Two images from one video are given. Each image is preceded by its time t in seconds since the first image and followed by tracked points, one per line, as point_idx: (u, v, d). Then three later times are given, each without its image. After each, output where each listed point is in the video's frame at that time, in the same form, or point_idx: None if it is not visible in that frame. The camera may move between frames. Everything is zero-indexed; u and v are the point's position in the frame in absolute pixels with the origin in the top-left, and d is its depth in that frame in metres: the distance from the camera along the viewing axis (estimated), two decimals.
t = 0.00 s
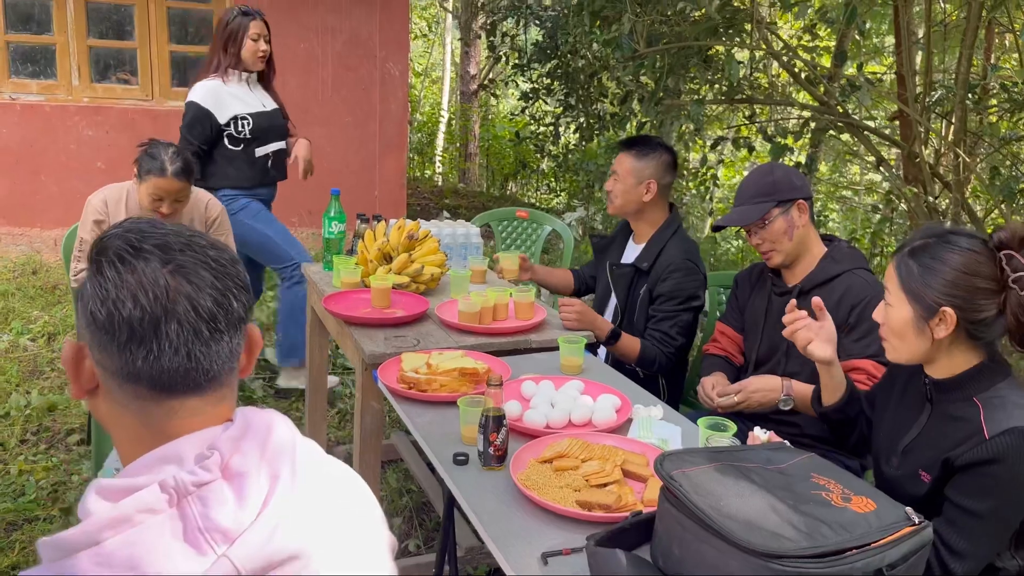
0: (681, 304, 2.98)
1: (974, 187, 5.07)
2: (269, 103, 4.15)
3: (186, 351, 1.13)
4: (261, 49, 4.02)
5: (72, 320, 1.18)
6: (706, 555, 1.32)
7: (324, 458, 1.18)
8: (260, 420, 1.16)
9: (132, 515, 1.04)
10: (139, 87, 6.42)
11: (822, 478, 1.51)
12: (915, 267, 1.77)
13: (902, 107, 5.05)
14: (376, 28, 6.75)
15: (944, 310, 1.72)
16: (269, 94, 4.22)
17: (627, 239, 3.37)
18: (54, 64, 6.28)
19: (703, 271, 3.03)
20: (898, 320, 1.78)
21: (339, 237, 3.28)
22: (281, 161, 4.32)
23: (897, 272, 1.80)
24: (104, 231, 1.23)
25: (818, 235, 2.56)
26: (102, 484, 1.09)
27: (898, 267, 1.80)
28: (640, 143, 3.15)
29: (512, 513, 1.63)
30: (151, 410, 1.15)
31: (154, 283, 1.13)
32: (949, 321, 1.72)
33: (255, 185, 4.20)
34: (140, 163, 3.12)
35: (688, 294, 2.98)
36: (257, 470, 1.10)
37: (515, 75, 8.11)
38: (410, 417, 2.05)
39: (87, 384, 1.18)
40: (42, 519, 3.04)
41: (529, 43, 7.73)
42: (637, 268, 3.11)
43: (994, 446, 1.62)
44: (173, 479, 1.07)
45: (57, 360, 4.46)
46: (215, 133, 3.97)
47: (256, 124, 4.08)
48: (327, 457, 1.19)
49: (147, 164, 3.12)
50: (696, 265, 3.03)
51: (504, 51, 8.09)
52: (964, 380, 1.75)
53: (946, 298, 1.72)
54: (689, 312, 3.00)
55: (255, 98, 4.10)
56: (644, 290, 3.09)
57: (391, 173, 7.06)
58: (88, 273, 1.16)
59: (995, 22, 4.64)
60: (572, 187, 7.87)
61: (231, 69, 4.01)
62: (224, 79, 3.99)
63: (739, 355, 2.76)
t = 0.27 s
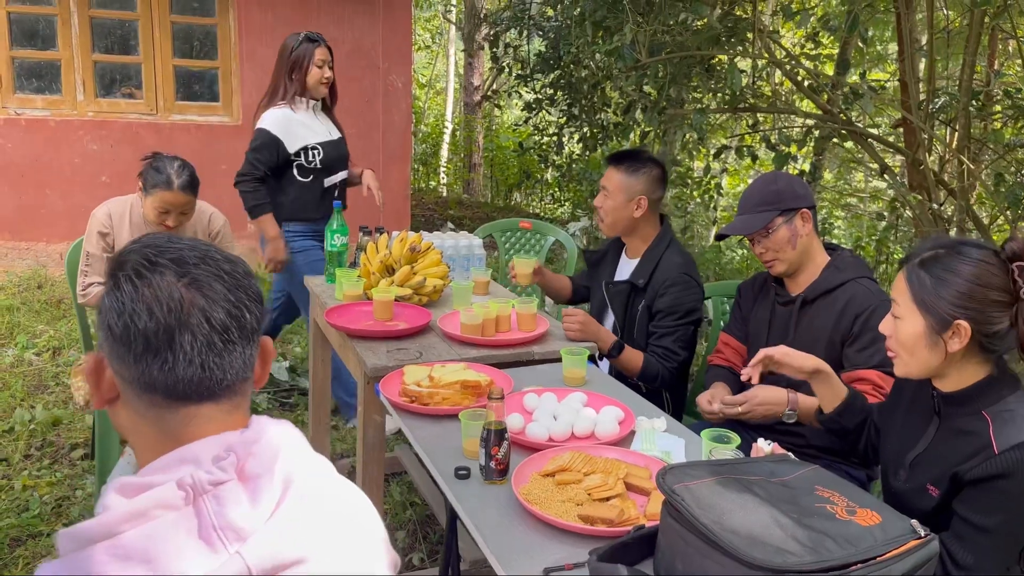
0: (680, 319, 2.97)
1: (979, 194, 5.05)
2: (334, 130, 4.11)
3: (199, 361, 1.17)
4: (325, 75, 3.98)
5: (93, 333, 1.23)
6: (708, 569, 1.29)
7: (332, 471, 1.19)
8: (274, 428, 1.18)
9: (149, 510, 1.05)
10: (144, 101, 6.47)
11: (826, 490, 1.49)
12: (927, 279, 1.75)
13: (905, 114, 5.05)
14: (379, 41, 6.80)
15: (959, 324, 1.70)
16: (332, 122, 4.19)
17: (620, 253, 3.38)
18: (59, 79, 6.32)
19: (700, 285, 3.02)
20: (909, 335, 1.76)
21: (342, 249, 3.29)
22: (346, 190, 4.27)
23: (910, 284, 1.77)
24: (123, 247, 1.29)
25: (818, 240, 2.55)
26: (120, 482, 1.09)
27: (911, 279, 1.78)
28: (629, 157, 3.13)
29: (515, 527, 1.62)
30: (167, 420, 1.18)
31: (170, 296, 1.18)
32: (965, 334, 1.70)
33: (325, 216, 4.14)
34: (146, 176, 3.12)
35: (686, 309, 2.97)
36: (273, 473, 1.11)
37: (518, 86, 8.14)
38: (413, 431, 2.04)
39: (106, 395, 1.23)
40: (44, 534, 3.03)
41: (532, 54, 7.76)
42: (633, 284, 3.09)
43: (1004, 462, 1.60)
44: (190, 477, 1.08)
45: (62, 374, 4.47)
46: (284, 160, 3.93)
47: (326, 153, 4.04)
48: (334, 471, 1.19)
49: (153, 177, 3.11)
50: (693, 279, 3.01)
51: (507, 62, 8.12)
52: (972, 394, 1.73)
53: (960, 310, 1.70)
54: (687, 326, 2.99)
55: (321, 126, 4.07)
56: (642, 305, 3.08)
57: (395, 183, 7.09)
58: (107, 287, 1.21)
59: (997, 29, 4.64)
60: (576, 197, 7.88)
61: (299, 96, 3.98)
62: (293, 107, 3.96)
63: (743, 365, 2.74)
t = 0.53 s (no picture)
0: (676, 338, 2.99)
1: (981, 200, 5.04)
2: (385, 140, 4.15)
3: (223, 369, 1.27)
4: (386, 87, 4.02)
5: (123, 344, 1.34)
6: None
7: (340, 480, 1.27)
8: (291, 436, 1.27)
9: (172, 501, 1.14)
10: (145, 114, 6.51)
11: (824, 501, 1.49)
12: (924, 287, 1.75)
13: (904, 122, 5.06)
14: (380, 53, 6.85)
15: (953, 332, 1.70)
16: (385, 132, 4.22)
17: (610, 268, 3.38)
18: (61, 93, 6.35)
19: (696, 301, 3.04)
20: (905, 343, 1.77)
21: (342, 262, 3.29)
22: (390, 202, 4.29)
23: (907, 293, 1.78)
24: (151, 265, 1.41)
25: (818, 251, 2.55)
26: (148, 478, 1.18)
27: (907, 288, 1.78)
28: (618, 173, 3.14)
29: (514, 538, 1.62)
30: (193, 425, 1.28)
31: (196, 308, 1.29)
32: (960, 342, 1.70)
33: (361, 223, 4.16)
34: (148, 190, 3.13)
35: (683, 325, 3.00)
36: (290, 476, 1.20)
37: (519, 96, 8.17)
38: (413, 444, 2.04)
39: (136, 402, 1.33)
40: (47, 548, 3.04)
41: (532, 64, 7.79)
42: (627, 304, 3.09)
43: (1004, 472, 1.60)
44: (213, 474, 1.16)
45: (64, 388, 4.48)
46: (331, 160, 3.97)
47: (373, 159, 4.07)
48: (343, 480, 1.27)
49: (155, 190, 3.13)
50: (688, 296, 3.03)
51: (508, 73, 8.15)
52: (971, 404, 1.73)
53: (956, 319, 1.70)
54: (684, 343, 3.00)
55: (373, 134, 4.10)
56: (637, 324, 3.08)
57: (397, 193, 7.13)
58: (137, 301, 1.33)
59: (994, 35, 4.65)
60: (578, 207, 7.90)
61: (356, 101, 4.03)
62: (350, 110, 4.01)
63: (744, 374, 2.74)
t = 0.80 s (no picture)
0: (681, 336, 3.01)
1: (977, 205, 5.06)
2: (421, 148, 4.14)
3: (243, 373, 1.30)
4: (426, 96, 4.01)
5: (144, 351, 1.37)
6: None
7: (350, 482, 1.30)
8: (304, 438, 1.28)
9: (186, 494, 1.15)
10: (144, 124, 6.52)
11: (819, 505, 1.50)
12: (915, 291, 1.77)
13: (900, 127, 5.07)
14: (378, 62, 6.90)
15: (944, 336, 1.71)
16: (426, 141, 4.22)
17: (602, 274, 3.37)
18: (60, 103, 6.36)
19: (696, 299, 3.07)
20: (897, 346, 1.78)
21: (340, 270, 3.30)
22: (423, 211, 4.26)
23: (899, 296, 1.80)
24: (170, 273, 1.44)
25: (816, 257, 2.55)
26: (165, 472, 1.19)
27: (899, 292, 1.80)
28: (604, 181, 3.14)
29: (510, 545, 1.63)
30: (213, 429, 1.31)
31: (216, 314, 1.32)
32: (950, 347, 1.71)
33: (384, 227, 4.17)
34: (146, 199, 3.14)
35: (687, 323, 3.01)
36: (300, 475, 1.21)
37: (516, 104, 8.20)
38: (410, 452, 2.04)
39: (158, 406, 1.36)
40: (45, 558, 3.03)
41: (529, 72, 7.83)
42: (628, 307, 3.09)
43: (999, 478, 1.59)
44: (226, 470, 1.17)
45: (62, 398, 4.48)
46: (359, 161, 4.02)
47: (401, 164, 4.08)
48: (351, 482, 1.30)
49: (153, 200, 3.13)
50: (689, 294, 3.06)
51: (505, 81, 8.19)
52: (965, 410, 1.74)
53: (946, 323, 1.71)
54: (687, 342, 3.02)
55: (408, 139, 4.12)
56: (639, 326, 3.09)
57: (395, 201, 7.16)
58: (157, 308, 1.36)
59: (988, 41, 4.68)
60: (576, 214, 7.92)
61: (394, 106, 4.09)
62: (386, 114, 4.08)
63: (739, 380, 2.75)
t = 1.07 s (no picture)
0: (679, 338, 3.02)
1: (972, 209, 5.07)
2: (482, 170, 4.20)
3: (261, 377, 1.31)
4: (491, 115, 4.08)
5: (159, 357, 1.37)
6: None
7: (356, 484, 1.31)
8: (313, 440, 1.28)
9: (201, 494, 1.15)
10: (140, 130, 6.52)
11: (814, 511, 1.50)
12: (904, 301, 1.79)
13: (895, 132, 5.09)
14: (374, 68, 6.92)
15: (932, 344, 1.73)
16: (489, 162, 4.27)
17: (599, 279, 3.36)
18: (57, 110, 6.36)
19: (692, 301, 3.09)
20: (888, 355, 1.80)
21: (337, 276, 3.30)
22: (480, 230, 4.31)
23: (889, 307, 1.82)
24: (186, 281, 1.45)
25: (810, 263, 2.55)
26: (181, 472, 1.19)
27: (890, 302, 1.82)
28: (600, 187, 3.15)
29: (507, 552, 1.63)
30: (229, 433, 1.31)
31: (235, 319, 1.34)
32: (939, 355, 1.72)
33: (438, 250, 4.25)
34: (143, 207, 3.14)
35: (685, 325, 3.03)
36: (311, 477, 1.21)
37: (513, 109, 8.23)
38: (406, 459, 2.04)
39: (172, 411, 1.36)
40: (42, 566, 3.03)
41: (526, 77, 7.86)
42: (626, 310, 3.09)
43: (994, 485, 1.59)
44: (240, 472, 1.17)
45: (59, 405, 4.48)
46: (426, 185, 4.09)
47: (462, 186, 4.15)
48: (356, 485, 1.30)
49: (150, 208, 3.13)
50: (685, 296, 3.08)
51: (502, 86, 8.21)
52: (960, 417, 1.74)
53: (934, 332, 1.73)
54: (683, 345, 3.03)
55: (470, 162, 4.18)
56: (637, 330, 3.08)
57: (392, 207, 7.17)
58: (175, 314, 1.37)
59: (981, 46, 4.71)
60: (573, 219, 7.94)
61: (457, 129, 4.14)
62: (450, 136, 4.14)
63: (735, 386, 2.75)
